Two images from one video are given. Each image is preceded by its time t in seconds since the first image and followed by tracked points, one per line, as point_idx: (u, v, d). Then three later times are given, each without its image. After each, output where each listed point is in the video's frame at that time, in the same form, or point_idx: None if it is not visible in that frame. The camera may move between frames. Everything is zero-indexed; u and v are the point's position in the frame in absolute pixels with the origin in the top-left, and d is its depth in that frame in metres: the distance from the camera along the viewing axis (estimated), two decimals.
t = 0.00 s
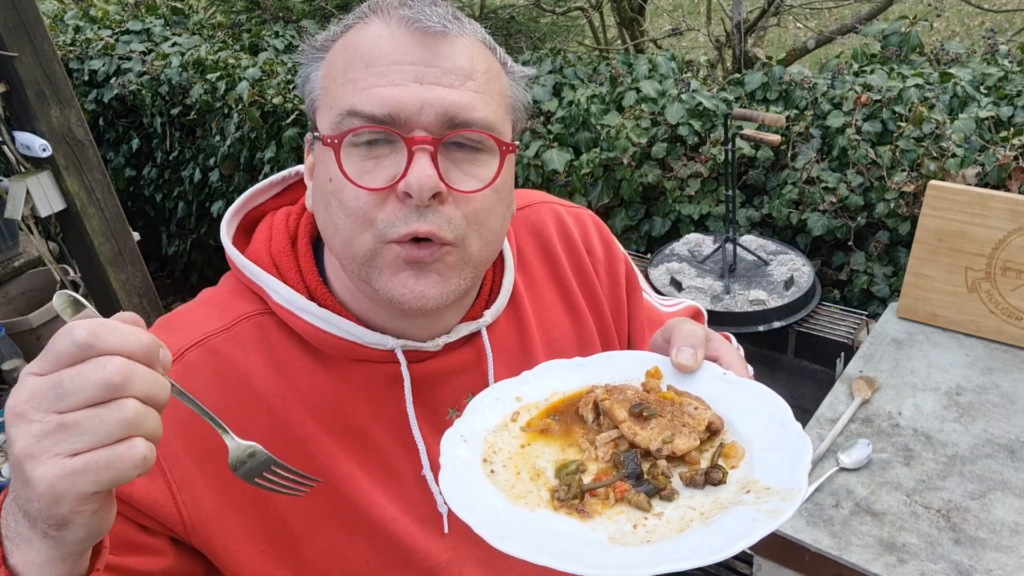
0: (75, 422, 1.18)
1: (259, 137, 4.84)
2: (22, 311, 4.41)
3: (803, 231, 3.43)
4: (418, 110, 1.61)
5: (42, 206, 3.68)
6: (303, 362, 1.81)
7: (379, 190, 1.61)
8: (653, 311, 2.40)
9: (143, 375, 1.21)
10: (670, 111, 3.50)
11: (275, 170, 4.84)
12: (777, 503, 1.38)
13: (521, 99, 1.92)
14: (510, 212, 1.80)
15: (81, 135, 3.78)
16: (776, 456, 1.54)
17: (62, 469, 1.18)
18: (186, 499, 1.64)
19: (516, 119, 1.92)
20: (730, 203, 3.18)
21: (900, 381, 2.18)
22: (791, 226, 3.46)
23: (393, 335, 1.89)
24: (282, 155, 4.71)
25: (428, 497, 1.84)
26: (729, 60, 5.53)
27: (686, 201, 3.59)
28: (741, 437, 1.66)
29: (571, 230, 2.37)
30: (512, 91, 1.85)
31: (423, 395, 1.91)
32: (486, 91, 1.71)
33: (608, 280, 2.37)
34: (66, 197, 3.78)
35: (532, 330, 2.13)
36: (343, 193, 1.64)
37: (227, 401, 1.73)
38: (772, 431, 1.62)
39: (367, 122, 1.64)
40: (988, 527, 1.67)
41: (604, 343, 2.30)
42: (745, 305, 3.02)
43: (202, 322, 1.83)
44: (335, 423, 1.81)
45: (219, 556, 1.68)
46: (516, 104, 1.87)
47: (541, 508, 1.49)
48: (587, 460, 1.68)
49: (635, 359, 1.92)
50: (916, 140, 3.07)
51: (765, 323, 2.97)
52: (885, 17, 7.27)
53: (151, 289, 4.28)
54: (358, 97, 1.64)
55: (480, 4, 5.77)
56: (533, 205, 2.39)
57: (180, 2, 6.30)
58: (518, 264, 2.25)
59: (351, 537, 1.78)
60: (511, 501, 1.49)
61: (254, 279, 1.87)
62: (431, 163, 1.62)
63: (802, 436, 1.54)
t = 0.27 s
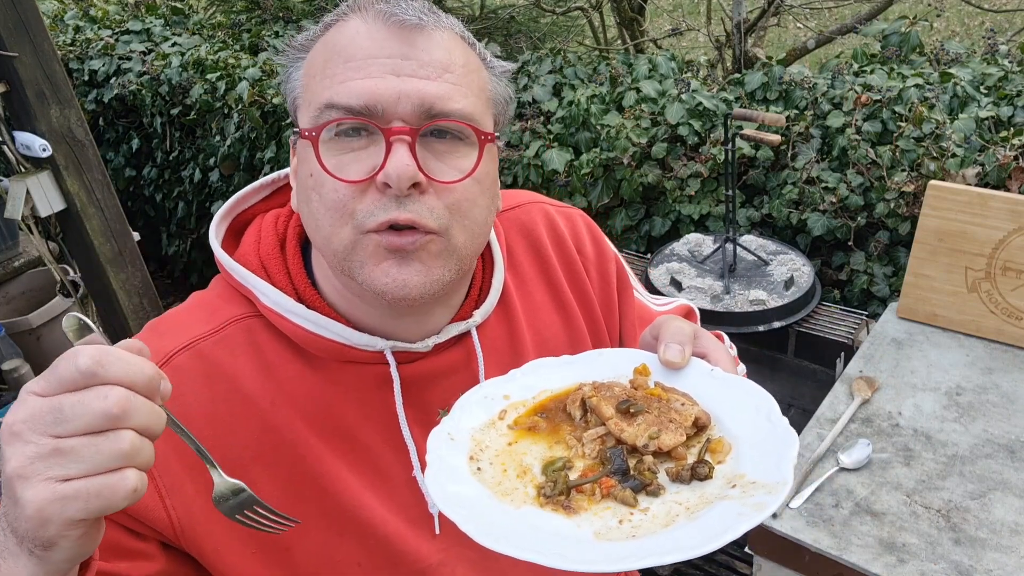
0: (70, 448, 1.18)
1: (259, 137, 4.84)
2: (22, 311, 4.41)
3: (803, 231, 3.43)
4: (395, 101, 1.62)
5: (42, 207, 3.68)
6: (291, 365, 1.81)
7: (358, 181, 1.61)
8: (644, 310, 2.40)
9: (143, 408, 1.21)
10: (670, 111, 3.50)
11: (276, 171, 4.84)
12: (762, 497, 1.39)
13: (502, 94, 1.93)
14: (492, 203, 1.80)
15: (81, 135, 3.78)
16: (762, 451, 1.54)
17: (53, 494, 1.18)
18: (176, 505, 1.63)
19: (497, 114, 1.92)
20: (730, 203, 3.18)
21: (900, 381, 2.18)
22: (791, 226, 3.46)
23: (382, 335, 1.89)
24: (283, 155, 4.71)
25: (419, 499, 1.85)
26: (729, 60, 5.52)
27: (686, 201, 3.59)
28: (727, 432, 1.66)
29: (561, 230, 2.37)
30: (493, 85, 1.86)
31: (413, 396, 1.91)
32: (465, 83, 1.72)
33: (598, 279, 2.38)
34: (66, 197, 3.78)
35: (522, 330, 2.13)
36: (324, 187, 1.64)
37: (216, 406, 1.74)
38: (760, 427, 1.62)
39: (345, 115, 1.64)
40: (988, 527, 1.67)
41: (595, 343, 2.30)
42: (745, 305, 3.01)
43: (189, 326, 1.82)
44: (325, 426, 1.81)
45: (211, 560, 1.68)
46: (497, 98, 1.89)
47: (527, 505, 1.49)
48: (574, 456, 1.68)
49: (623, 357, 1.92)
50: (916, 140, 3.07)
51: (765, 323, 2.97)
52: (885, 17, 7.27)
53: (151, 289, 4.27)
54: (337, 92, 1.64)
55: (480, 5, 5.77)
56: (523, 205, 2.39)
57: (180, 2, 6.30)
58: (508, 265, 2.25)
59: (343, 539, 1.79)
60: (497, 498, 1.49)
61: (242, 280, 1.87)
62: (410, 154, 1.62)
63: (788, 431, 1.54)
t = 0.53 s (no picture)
0: (71, 458, 1.18)
1: (259, 137, 4.84)
2: (22, 311, 4.41)
3: (803, 231, 3.43)
4: (382, 104, 1.62)
5: (42, 207, 3.68)
6: (281, 367, 1.81)
7: (346, 184, 1.62)
8: (633, 307, 2.41)
9: (144, 420, 1.21)
10: (670, 111, 3.50)
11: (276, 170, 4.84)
12: (755, 492, 1.38)
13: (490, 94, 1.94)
14: (482, 205, 1.80)
15: (81, 135, 3.78)
16: (754, 446, 1.55)
17: (50, 503, 1.18)
18: (169, 509, 1.63)
19: (486, 114, 1.93)
20: (730, 203, 3.18)
21: (900, 381, 2.19)
22: (791, 226, 3.46)
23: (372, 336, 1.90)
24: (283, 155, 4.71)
25: (412, 498, 1.85)
26: (729, 60, 5.52)
27: (686, 201, 3.59)
28: (718, 428, 1.67)
29: (549, 229, 2.37)
30: (480, 86, 1.86)
31: (404, 396, 1.91)
32: (452, 85, 1.72)
33: (587, 277, 2.38)
34: (66, 197, 3.78)
35: (513, 330, 2.13)
36: (312, 190, 1.64)
37: (206, 408, 1.73)
38: (751, 422, 1.62)
39: (332, 117, 1.64)
40: (988, 527, 1.67)
41: (586, 341, 2.30)
42: (744, 305, 3.02)
43: (179, 329, 1.82)
44: (316, 427, 1.81)
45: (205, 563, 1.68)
46: (484, 99, 1.89)
47: (522, 504, 1.50)
48: (568, 454, 1.68)
49: (614, 354, 1.92)
50: (916, 140, 3.07)
51: (765, 323, 2.97)
52: (885, 17, 7.28)
53: (151, 289, 4.27)
54: (325, 96, 1.64)
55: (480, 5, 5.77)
56: (511, 205, 2.39)
57: (180, 2, 6.30)
58: (497, 265, 2.25)
59: (336, 540, 1.80)
60: (492, 498, 1.50)
61: (231, 283, 1.87)
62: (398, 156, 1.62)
63: (779, 426, 1.54)
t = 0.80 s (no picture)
0: (83, 465, 1.19)
1: (260, 137, 4.84)
2: (23, 311, 4.41)
3: (803, 231, 3.43)
4: (380, 101, 1.62)
5: (42, 207, 3.68)
6: (281, 369, 1.81)
7: (344, 182, 1.62)
8: (632, 307, 2.41)
9: (155, 426, 1.22)
10: (670, 111, 3.50)
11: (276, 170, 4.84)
12: (762, 482, 1.39)
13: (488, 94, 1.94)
14: (480, 203, 1.80)
15: (81, 134, 3.78)
16: (760, 438, 1.55)
17: (62, 511, 1.18)
18: (171, 512, 1.63)
19: (484, 115, 1.93)
20: (730, 203, 3.18)
21: (900, 381, 2.19)
22: (791, 226, 3.46)
23: (372, 336, 1.89)
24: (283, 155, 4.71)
25: (413, 499, 1.85)
26: (729, 60, 5.52)
27: (686, 201, 3.59)
28: (723, 421, 1.67)
29: (547, 229, 2.37)
30: (478, 86, 1.87)
31: (404, 397, 1.91)
32: (450, 84, 1.72)
33: (586, 277, 2.38)
34: (66, 197, 3.78)
35: (513, 330, 2.13)
36: (310, 188, 1.64)
37: (207, 412, 1.73)
38: (757, 416, 1.62)
39: (331, 115, 1.64)
40: (988, 527, 1.67)
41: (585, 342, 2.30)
42: (745, 305, 3.02)
43: (178, 332, 1.82)
44: (317, 429, 1.81)
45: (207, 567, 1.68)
46: (482, 97, 1.89)
47: (529, 498, 1.49)
48: (573, 450, 1.68)
49: (616, 351, 1.93)
50: (916, 140, 3.07)
51: (765, 323, 2.97)
52: (886, 17, 7.28)
53: (151, 289, 4.27)
54: (324, 94, 1.64)
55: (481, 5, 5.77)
56: (509, 206, 2.39)
57: (180, 2, 6.30)
58: (496, 265, 2.25)
59: (338, 542, 1.80)
60: (498, 493, 1.49)
61: (230, 286, 1.87)
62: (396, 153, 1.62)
63: (783, 418, 1.54)
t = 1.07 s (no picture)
0: (90, 467, 1.18)
1: (260, 137, 4.84)
2: (23, 311, 4.41)
3: (803, 231, 3.43)
4: (384, 98, 1.62)
5: (42, 206, 3.68)
6: (284, 371, 1.81)
7: (348, 180, 1.62)
8: (634, 307, 2.42)
9: (162, 427, 1.22)
10: (670, 111, 3.50)
11: (276, 170, 4.84)
12: (775, 482, 1.39)
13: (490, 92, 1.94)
14: (483, 201, 1.80)
15: (81, 134, 3.78)
16: (770, 437, 1.56)
17: (70, 513, 1.18)
18: (174, 514, 1.63)
19: (486, 113, 1.93)
20: (730, 203, 3.18)
21: (900, 381, 2.19)
22: (791, 226, 3.46)
23: (374, 337, 1.89)
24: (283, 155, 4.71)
25: (416, 502, 1.85)
26: (729, 60, 5.52)
27: (686, 201, 3.59)
28: (733, 421, 1.67)
29: (549, 229, 2.37)
30: (481, 84, 1.87)
31: (407, 398, 1.91)
32: (452, 81, 1.73)
33: (588, 278, 2.38)
34: (66, 197, 3.78)
35: (515, 331, 2.13)
36: (313, 187, 1.64)
37: (210, 414, 1.73)
38: (767, 416, 1.63)
39: (335, 114, 1.64)
40: (988, 527, 1.67)
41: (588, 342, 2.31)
42: (745, 305, 3.02)
43: (180, 334, 1.82)
44: (321, 431, 1.81)
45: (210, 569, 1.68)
46: (485, 96, 1.88)
47: (540, 500, 1.49)
48: (582, 451, 1.69)
49: (622, 351, 1.93)
50: (916, 140, 3.07)
51: (765, 323, 2.97)
52: (886, 17, 7.28)
53: (151, 289, 4.27)
54: (327, 94, 1.64)
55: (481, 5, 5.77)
56: (511, 206, 2.39)
57: (180, 2, 6.30)
58: (499, 266, 2.25)
59: (341, 544, 1.80)
60: (509, 495, 1.49)
61: (233, 286, 1.87)
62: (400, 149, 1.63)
63: (794, 418, 1.55)
